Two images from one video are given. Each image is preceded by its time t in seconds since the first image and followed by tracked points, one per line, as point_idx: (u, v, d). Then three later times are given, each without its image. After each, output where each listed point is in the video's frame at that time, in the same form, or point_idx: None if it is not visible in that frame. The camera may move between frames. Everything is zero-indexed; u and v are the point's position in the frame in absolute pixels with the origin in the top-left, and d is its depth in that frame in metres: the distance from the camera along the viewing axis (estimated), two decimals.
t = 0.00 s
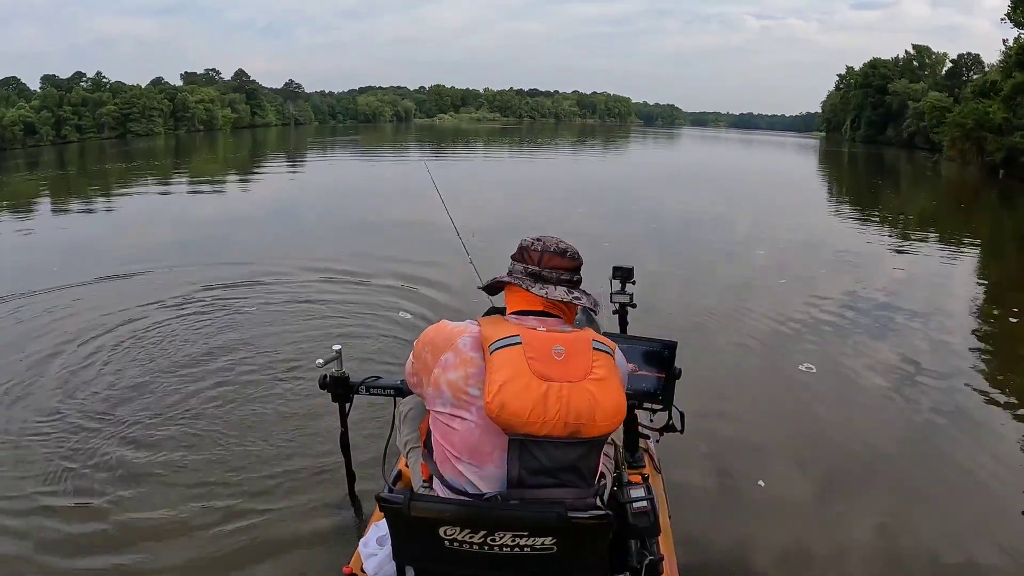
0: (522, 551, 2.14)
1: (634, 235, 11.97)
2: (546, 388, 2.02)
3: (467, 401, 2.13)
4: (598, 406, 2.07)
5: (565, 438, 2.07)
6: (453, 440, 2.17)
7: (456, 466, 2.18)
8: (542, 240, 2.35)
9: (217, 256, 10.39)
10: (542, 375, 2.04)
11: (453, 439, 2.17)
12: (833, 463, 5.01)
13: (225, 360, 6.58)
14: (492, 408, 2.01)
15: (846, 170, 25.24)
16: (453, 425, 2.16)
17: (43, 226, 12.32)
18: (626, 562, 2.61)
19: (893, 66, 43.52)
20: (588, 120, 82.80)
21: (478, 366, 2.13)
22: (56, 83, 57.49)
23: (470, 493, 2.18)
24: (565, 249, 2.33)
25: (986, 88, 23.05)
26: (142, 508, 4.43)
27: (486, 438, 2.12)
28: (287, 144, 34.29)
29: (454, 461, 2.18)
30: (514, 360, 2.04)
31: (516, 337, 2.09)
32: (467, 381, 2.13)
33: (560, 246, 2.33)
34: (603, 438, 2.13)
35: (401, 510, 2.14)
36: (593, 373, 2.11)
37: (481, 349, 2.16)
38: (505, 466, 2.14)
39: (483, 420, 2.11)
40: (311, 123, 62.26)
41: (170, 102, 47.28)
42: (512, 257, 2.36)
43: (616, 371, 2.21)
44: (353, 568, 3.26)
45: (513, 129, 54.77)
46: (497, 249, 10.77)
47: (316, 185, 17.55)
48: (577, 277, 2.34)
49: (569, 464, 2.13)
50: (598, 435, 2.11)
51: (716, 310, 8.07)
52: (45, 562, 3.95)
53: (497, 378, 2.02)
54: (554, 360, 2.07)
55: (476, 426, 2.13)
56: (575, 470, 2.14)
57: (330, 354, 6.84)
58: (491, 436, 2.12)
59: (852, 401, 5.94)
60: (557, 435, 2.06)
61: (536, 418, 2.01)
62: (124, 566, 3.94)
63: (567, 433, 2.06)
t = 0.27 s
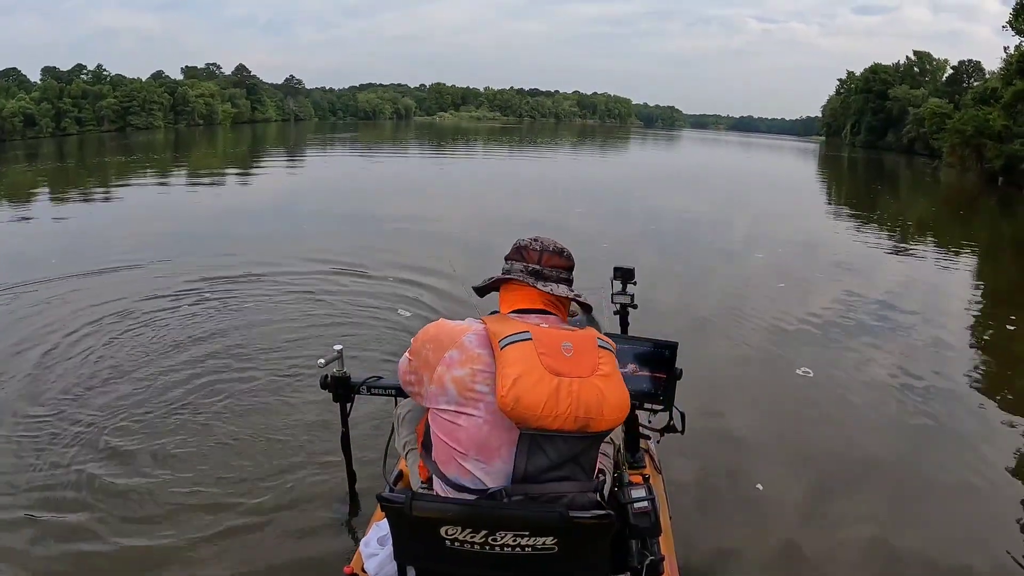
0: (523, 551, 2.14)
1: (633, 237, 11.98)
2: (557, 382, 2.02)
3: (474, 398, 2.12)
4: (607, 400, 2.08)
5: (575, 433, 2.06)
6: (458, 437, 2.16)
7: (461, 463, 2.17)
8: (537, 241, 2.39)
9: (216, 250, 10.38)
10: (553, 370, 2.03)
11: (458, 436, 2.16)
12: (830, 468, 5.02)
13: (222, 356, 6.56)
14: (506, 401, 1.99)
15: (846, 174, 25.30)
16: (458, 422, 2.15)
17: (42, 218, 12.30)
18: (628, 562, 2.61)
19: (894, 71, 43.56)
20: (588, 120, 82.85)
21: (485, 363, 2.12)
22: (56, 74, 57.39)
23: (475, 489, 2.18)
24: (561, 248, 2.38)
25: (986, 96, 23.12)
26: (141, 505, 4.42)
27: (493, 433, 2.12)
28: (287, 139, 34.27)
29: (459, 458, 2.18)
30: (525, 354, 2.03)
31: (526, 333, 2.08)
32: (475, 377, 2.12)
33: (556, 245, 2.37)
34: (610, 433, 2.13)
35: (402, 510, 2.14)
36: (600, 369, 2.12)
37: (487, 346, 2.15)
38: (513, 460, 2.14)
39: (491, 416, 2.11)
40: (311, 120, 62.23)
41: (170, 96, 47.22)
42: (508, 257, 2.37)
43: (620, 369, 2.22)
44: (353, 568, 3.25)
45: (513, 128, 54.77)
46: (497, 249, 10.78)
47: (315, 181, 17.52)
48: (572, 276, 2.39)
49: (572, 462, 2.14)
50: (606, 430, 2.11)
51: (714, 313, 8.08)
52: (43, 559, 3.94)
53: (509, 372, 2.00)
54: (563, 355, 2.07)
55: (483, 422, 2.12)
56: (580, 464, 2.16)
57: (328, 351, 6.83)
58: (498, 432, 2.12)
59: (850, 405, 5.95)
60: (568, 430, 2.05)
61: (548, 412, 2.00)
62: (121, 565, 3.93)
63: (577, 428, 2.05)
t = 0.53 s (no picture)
0: (523, 550, 2.14)
1: (633, 237, 11.97)
2: (545, 388, 2.03)
3: (465, 404, 2.13)
4: (598, 404, 2.09)
5: (566, 439, 2.09)
6: (451, 443, 2.16)
7: (457, 469, 2.17)
8: (529, 238, 2.36)
9: (215, 248, 10.38)
10: (540, 376, 2.05)
11: (452, 442, 2.16)
12: (828, 468, 5.03)
13: (221, 355, 6.55)
14: (493, 410, 2.02)
15: (845, 175, 25.33)
16: (451, 428, 2.15)
17: (42, 216, 12.30)
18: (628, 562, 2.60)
19: (894, 71, 43.54)
20: (587, 120, 82.89)
21: (474, 368, 2.13)
22: (55, 72, 57.37)
23: (470, 494, 2.17)
24: (552, 244, 2.36)
25: (986, 97, 23.14)
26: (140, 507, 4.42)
27: (485, 439, 2.12)
28: (286, 137, 34.31)
29: (455, 464, 2.17)
30: (512, 361, 2.05)
31: (513, 339, 2.09)
32: (465, 383, 2.12)
33: (547, 241, 2.35)
34: (601, 437, 2.15)
35: (402, 509, 2.15)
36: (591, 373, 2.13)
37: (476, 350, 2.15)
38: (506, 467, 2.14)
39: (482, 422, 2.11)
40: (311, 118, 62.24)
41: (170, 94, 47.22)
42: (498, 256, 2.35)
43: (612, 370, 2.23)
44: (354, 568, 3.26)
45: (514, 127, 54.76)
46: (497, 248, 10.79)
47: (315, 180, 17.53)
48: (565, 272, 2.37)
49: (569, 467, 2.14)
50: (597, 434, 2.13)
51: (714, 313, 8.08)
52: (43, 562, 3.94)
53: (495, 380, 2.02)
54: (552, 360, 2.08)
55: (474, 428, 2.12)
56: (574, 469, 2.16)
57: (327, 350, 6.83)
58: (492, 438, 2.12)
59: (849, 407, 5.96)
60: (557, 435, 2.07)
61: (536, 419, 2.02)
62: (121, 566, 3.93)
63: (567, 433, 2.07)
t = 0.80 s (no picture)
0: (521, 550, 2.14)
1: (633, 237, 11.95)
2: (523, 402, 2.02)
3: (449, 417, 2.13)
4: (580, 415, 2.08)
5: (550, 450, 2.08)
6: (440, 455, 2.16)
7: (446, 481, 2.16)
8: (514, 236, 2.34)
9: (214, 250, 10.38)
10: (518, 389, 2.04)
11: (441, 454, 2.16)
12: (828, 468, 5.02)
13: (220, 357, 6.53)
14: (471, 426, 2.02)
15: (845, 174, 25.33)
16: (438, 441, 2.15)
17: (42, 219, 12.32)
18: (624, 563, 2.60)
19: (893, 70, 43.53)
20: (587, 120, 82.92)
21: (456, 380, 2.12)
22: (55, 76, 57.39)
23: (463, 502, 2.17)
24: (537, 243, 2.33)
25: (986, 95, 23.16)
26: (139, 504, 4.41)
27: (472, 451, 2.11)
28: (286, 140, 34.35)
29: (443, 475, 2.17)
30: (489, 375, 2.04)
31: (491, 350, 2.07)
32: (447, 396, 2.12)
33: (532, 239, 2.32)
34: (588, 445, 2.13)
35: (399, 509, 2.15)
36: (573, 382, 2.11)
37: (458, 362, 2.15)
38: (495, 478, 2.13)
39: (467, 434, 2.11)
40: (311, 120, 62.28)
41: (170, 96, 47.27)
42: (483, 257, 2.32)
43: (598, 376, 2.20)
44: (352, 567, 3.26)
45: (514, 128, 54.80)
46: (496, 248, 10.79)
47: (315, 181, 17.54)
48: (552, 270, 2.34)
49: (564, 470, 2.13)
50: (583, 444, 2.12)
51: (713, 313, 8.07)
52: (42, 558, 3.93)
53: (473, 396, 2.03)
54: (532, 372, 2.06)
55: (460, 441, 2.12)
56: (564, 475, 2.14)
57: (326, 351, 6.82)
58: (477, 451, 2.11)
59: (849, 406, 5.95)
60: (541, 447, 2.07)
61: (515, 434, 2.02)
62: (120, 564, 3.93)
63: (549, 445, 2.06)
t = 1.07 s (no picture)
0: (518, 550, 2.14)
1: (632, 237, 11.95)
2: (518, 421, 2.02)
3: (444, 432, 2.14)
4: (576, 431, 2.08)
5: (547, 466, 2.09)
6: (437, 468, 2.17)
7: (442, 492, 2.18)
8: (501, 238, 2.34)
9: (214, 253, 10.39)
10: (513, 408, 2.03)
11: (438, 467, 2.17)
12: (828, 466, 5.02)
13: (219, 359, 6.52)
14: (465, 446, 2.02)
15: (846, 173, 25.33)
16: (434, 455, 2.17)
17: (42, 222, 12.34)
18: (621, 562, 2.60)
19: (893, 68, 43.51)
20: (587, 120, 82.92)
21: (449, 396, 2.12)
22: (55, 79, 57.44)
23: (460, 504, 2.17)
24: (525, 244, 2.32)
25: (985, 93, 23.15)
26: (138, 507, 4.41)
27: (469, 466, 2.13)
28: (286, 142, 34.39)
29: (440, 487, 2.19)
30: (482, 394, 2.03)
31: (485, 367, 2.05)
32: (441, 411, 2.12)
33: (520, 242, 2.33)
34: (585, 459, 2.14)
35: (397, 508, 2.15)
36: (569, 397, 2.10)
37: (451, 376, 2.13)
38: (492, 491, 2.14)
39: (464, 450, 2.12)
40: (311, 122, 62.31)
41: (169, 99, 47.34)
42: (471, 261, 2.32)
43: (595, 387, 2.19)
44: (351, 567, 3.25)
45: (513, 129, 54.81)
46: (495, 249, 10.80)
47: (315, 183, 17.57)
48: (542, 271, 2.33)
49: (561, 477, 2.13)
50: (581, 458, 2.12)
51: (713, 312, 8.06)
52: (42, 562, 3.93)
53: (467, 414, 2.01)
54: (526, 389, 2.05)
55: (456, 456, 2.13)
56: (563, 487, 2.15)
57: (326, 352, 6.81)
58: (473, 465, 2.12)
59: (849, 404, 5.94)
60: (537, 464, 2.08)
61: (511, 453, 2.02)
62: (120, 566, 3.93)
63: (545, 462, 2.07)
